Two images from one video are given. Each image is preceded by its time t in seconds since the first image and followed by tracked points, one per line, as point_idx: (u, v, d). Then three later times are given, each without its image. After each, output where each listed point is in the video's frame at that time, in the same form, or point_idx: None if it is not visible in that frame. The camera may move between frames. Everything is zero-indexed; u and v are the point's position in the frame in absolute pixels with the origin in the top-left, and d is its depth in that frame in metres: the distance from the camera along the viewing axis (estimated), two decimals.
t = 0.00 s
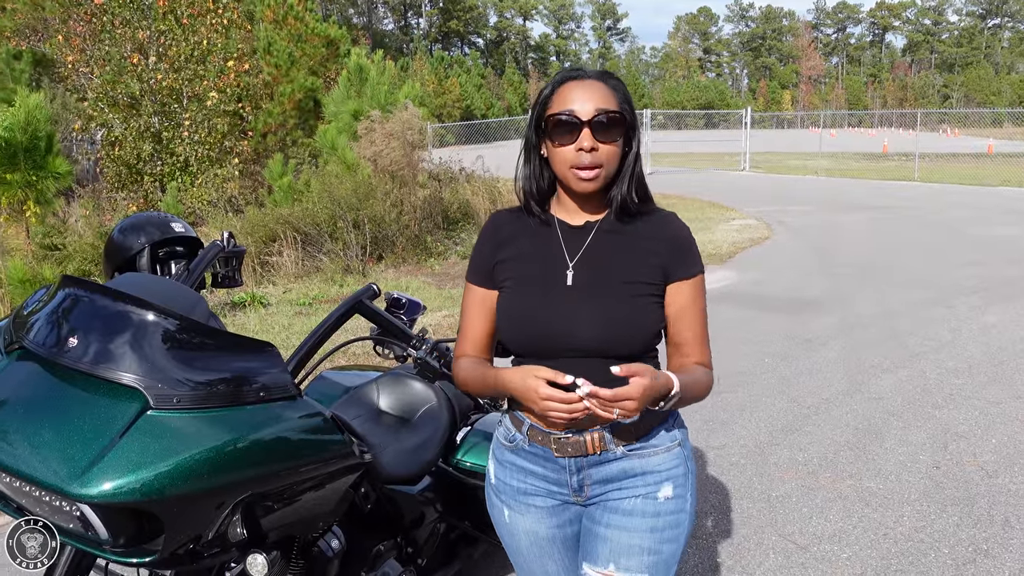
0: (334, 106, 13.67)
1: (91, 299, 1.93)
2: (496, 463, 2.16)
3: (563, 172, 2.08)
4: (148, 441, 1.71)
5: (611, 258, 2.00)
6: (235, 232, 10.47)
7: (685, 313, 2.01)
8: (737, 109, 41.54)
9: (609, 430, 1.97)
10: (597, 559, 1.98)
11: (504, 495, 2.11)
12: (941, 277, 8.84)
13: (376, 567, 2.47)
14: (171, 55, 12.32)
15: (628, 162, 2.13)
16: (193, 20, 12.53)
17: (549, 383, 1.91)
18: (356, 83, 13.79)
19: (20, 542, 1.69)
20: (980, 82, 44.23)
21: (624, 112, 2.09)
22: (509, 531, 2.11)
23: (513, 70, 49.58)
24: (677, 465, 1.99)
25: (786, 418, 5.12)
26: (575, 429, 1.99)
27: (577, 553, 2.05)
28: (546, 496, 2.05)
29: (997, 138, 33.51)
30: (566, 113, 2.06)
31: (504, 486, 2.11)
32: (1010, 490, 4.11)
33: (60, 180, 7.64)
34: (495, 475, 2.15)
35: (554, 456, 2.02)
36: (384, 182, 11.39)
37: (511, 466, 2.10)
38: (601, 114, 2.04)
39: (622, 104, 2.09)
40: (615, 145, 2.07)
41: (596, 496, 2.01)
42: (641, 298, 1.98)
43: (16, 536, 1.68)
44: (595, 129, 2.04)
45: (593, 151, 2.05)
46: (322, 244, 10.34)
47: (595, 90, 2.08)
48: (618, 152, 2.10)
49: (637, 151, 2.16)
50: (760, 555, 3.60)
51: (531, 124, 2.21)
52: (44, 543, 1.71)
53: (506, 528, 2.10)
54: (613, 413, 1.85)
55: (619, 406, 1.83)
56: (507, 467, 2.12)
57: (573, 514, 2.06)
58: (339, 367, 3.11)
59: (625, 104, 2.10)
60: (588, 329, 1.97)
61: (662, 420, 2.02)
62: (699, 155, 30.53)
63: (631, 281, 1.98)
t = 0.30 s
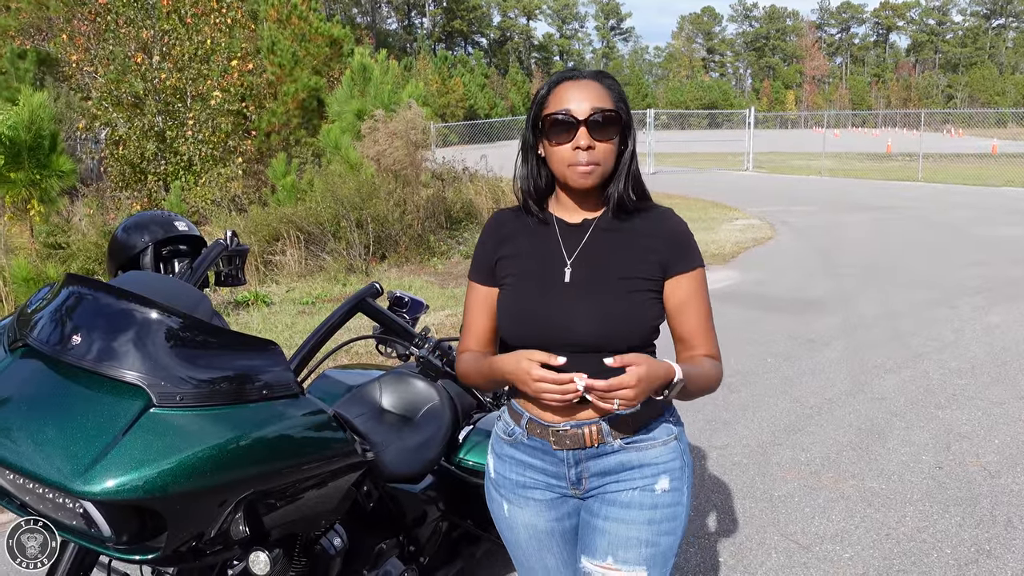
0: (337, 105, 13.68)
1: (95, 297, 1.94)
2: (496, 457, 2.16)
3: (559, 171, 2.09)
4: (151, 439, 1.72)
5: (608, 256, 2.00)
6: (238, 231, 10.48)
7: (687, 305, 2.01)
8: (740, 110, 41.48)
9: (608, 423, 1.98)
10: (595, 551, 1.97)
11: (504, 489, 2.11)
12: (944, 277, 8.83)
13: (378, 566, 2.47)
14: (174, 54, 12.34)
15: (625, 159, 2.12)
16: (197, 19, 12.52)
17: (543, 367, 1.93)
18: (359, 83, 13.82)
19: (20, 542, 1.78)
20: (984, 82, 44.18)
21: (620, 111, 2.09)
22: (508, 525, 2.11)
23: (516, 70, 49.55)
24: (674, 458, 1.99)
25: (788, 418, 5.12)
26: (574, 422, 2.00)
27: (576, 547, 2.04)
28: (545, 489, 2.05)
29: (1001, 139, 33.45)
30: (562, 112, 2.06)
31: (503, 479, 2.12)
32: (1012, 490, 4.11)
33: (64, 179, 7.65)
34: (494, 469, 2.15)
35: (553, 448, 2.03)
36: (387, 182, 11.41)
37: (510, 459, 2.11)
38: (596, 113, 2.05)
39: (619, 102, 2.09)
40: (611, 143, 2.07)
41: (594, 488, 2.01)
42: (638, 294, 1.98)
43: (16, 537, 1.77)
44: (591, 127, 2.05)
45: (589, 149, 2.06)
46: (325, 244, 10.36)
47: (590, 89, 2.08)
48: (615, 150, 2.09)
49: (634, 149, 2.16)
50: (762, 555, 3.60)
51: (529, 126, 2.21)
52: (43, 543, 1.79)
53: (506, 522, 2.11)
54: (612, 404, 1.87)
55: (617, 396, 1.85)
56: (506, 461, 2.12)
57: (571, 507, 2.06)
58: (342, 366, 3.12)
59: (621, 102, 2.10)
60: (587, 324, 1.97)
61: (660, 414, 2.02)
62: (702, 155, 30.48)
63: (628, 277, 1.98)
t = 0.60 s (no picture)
0: (341, 105, 13.69)
1: (99, 295, 1.94)
2: (498, 451, 2.16)
3: (557, 171, 2.09)
4: (156, 438, 1.72)
5: (606, 255, 2.01)
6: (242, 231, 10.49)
7: (682, 302, 2.01)
8: (744, 110, 41.45)
9: (610, 415, 1.99)
10: (596, 540, 1.97)
11: (507, 482, 2.11)
12: (948, 278, 8.81)
13: (380, 565, 2.47)
14: (179, 53, 12.36)
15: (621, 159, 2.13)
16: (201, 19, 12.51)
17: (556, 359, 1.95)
18: (363, 82, 13.84)
19: (20, 543, 1.95)
20: (988, 82, 44.10)
21: (615, 112, 2.10)
22: (512, 518, 2.11)
23: (520, 70, 49.55)
24: (673, 449, 2.00)
25: (791, 419, 5.11)
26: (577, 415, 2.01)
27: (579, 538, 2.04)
28: (548, 481, 2.05)
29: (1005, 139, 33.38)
30: (560, 114, 2.07)
31: (506, 473, 2.12)
32: (1016, 491, 4.11)
33: (68, 178, 7.66)
34: (497, 463, 2.15)
35: (556, 440, 2.03)
36: (391, 182, 11.43)
37: (513, 453, 2.11)
38: (592, 114, 2.05)
39: (614, 104, 2.10)
40: (607, 143, 2.07)
41: (596, 479, 2.01)
42: (636, 294, 1.99)
43: (16, 538, 1.94)
44: (587, 128, 2.06)
45: (585, 150, 2.06)
46: (329, 243, 10.38)
47: (585, 91, 2.09)
48: (611, 151, 2.10)
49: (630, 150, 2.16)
50: (764, 555, 3.60)
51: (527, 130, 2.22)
52: (42, 543, 1.96)
53: (510, 515, 2.10)
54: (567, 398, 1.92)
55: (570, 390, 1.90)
56: (509, 455, 2.12)
57: (575, 499, 2.06)
58: (345, 365, 3.12)
59: (616, 103, 2.11)
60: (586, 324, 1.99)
61: (659, 406, 2.04)
62: (706, 155, 30.43)
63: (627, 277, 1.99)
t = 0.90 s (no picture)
0: (344, 105, 13.68)
1: (102, 295, 1.95)
2: (500, 442, 2.16)
3: (550, 170, 2.09)
4: (158, 437, 1.73)
5: (604, 252, 2.02)
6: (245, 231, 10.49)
7: (677, 297, 2.00)
8: (747, 111, 41.40)
9: (612, 408, 1.99)
10: (596, 529, 1.97)
11: (508, 474, 2.11)
12: (952, 279, 8.80)
13: (382, 564, 2.47)
14: (182, 53, 12.39)
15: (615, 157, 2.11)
16: (204, 19, 12.53)
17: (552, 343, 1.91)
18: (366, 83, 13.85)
19: (20, 543, 1.95)
20: (992, 83, 44.00)
21: (608, 112, 2.10)
22: (514, 509, 2.11)
23: (523, 70, 49.55)
24: (672, 441, 2.00)
25: (794, 419, 5.11)
26: (579, 408, 2.01)
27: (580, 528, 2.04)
28: (550, 471, 2.06)
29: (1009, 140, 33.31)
30: (552, 115, 2.08)
31: (508, 464, 2.11)
32: (1019, 491, 4.10)
33: (71, 178, 7.66)
34: (499, 455, 2.15)
35: (558, 432, 2.03)
36: (394, 182, 11.43)
37: (514, 444, 2.11)
38: (585, 114, 2.06)
39: (607, 105, 2.10)
40: (600, 143, 2.07)
41: (597, 469, 2.02)
42: (635, 290, 2.00)
43: (16, 537, 1.94)
44: (578, 127, 2.06)
45: (577, 149, 2.06)
46: (331, 243, 10.38)
47: (579, 92, 2.09)
48: (605, 150, 2.09)
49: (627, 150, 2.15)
50: (766, 555, 3.59)
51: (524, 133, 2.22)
52: (42, 543, 1.96)
53: (511, 506, 2.10)
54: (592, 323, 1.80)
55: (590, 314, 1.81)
56: (510, 447, 2.12)
57: (576, 489, 2.07)
58: (349, 363, 3.12)
59: (609, 104, 2.11)
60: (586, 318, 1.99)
61: (657, 399, 2.05)
62: (710, 156, 30.38)
63: (626, 274, 2.00)
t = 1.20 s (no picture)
0: (346, 105, 13.67)
1: (104, 295, 1.95)
2: (501, 439, 2.15)
3: (545, 174, 2.09)
4: (160, 436, 1.73)
5: (601, 250, 2.02)
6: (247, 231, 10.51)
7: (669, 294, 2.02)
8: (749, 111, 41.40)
9: (615, 404, 1.99)
10: (600, 526, 1.97)
11: (511, 471, 2.11)
12: (954, 279, 8.79)
13: (384, 564, 2.48)
14: (184, 53, 12.41)
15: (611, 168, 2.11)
16: (206, 19, 12.60)
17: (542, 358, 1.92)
18: (368, 82, 13.86)
19: (20, 543, 1.95)
20: (995, 83, 43.94)
21: (611, 124, 2.10)
22: (515, 506, 2.11)
23: (525, 71, 49.56)
24: (673, 437, 2.01)
25: (796, 420, 5.11)
26: (583, 403, 2.00)
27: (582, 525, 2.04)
28: (552, 468, 2.06)
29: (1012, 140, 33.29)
30: (555, 119, 2.07)
31: (510, 461, 2.11)
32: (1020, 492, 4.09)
33: (74, 178, 7.67)
34: (500, 452, 2.14)
35: (561, 428, 2.02)
36: (396, 182, 11.44)
37: (516, 442, 2.10)
38: (588, 124, 2.05)
39: (611, 117, 2.10)
40: (598, 153, 2.07)
41: (600, 466, 2.02)
42: (634, 284, 2.02)
43: (16, 537, 1.94)
44: (580, 136, 2.05)
45: (575, 157, 2.06)
46: (333, 243, 10.41)
47: (585, 100, 2.09)
48: (602, 161, 2.09)
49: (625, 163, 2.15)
50: (767, 556, 3.59)
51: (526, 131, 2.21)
52: (42, 543, 1.96)
53: (513, 503, 2.10)
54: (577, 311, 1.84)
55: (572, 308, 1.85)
56: (512, 444, 2.12)
57: (578, 486, 2.07)
58: (350, 363, 3.11)
59: (614, 118, 2.11)
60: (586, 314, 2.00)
61: (658, 397, 2.05)
62: (712, 156, 30.37)
63: (625, 268, 2.01)
